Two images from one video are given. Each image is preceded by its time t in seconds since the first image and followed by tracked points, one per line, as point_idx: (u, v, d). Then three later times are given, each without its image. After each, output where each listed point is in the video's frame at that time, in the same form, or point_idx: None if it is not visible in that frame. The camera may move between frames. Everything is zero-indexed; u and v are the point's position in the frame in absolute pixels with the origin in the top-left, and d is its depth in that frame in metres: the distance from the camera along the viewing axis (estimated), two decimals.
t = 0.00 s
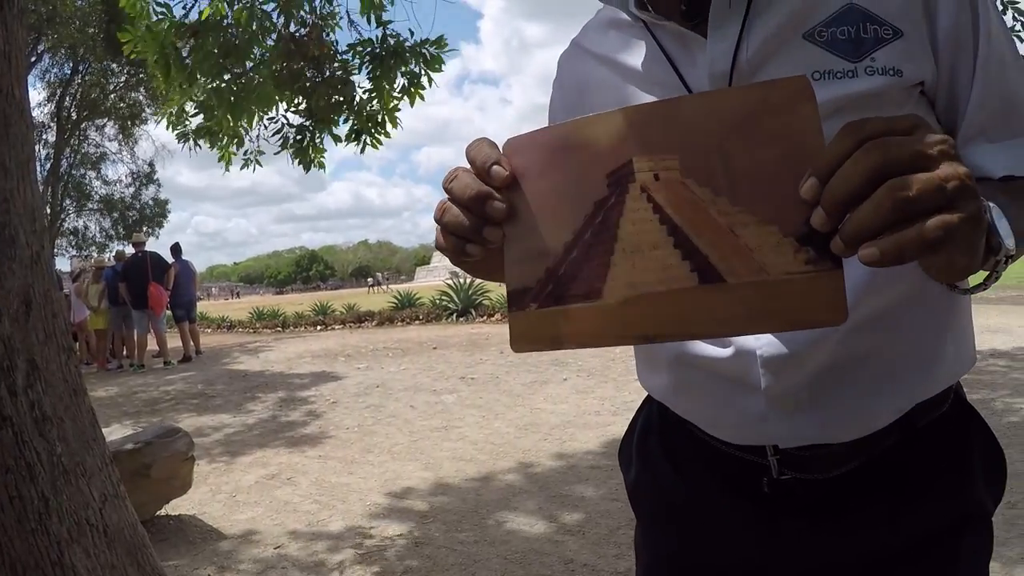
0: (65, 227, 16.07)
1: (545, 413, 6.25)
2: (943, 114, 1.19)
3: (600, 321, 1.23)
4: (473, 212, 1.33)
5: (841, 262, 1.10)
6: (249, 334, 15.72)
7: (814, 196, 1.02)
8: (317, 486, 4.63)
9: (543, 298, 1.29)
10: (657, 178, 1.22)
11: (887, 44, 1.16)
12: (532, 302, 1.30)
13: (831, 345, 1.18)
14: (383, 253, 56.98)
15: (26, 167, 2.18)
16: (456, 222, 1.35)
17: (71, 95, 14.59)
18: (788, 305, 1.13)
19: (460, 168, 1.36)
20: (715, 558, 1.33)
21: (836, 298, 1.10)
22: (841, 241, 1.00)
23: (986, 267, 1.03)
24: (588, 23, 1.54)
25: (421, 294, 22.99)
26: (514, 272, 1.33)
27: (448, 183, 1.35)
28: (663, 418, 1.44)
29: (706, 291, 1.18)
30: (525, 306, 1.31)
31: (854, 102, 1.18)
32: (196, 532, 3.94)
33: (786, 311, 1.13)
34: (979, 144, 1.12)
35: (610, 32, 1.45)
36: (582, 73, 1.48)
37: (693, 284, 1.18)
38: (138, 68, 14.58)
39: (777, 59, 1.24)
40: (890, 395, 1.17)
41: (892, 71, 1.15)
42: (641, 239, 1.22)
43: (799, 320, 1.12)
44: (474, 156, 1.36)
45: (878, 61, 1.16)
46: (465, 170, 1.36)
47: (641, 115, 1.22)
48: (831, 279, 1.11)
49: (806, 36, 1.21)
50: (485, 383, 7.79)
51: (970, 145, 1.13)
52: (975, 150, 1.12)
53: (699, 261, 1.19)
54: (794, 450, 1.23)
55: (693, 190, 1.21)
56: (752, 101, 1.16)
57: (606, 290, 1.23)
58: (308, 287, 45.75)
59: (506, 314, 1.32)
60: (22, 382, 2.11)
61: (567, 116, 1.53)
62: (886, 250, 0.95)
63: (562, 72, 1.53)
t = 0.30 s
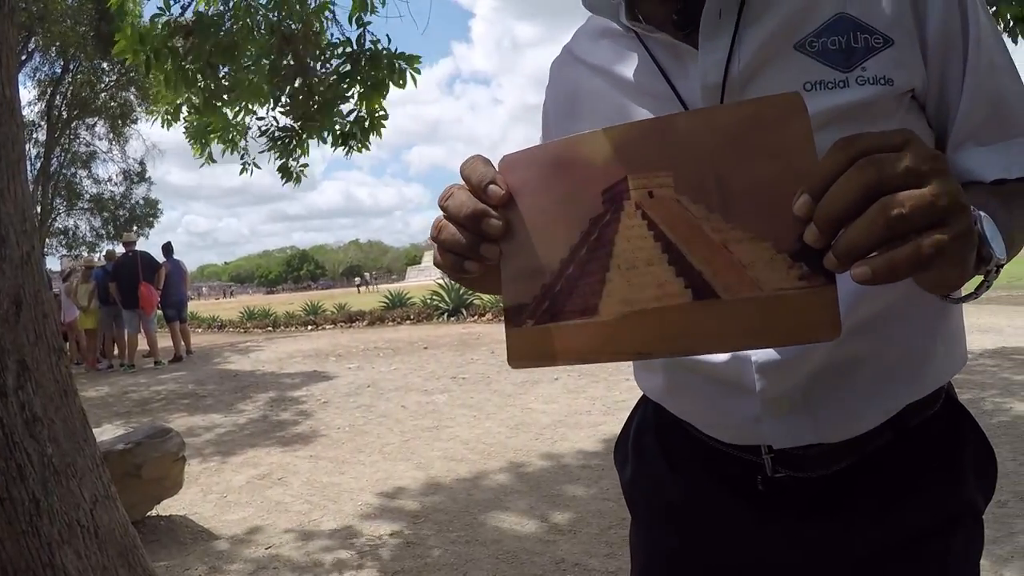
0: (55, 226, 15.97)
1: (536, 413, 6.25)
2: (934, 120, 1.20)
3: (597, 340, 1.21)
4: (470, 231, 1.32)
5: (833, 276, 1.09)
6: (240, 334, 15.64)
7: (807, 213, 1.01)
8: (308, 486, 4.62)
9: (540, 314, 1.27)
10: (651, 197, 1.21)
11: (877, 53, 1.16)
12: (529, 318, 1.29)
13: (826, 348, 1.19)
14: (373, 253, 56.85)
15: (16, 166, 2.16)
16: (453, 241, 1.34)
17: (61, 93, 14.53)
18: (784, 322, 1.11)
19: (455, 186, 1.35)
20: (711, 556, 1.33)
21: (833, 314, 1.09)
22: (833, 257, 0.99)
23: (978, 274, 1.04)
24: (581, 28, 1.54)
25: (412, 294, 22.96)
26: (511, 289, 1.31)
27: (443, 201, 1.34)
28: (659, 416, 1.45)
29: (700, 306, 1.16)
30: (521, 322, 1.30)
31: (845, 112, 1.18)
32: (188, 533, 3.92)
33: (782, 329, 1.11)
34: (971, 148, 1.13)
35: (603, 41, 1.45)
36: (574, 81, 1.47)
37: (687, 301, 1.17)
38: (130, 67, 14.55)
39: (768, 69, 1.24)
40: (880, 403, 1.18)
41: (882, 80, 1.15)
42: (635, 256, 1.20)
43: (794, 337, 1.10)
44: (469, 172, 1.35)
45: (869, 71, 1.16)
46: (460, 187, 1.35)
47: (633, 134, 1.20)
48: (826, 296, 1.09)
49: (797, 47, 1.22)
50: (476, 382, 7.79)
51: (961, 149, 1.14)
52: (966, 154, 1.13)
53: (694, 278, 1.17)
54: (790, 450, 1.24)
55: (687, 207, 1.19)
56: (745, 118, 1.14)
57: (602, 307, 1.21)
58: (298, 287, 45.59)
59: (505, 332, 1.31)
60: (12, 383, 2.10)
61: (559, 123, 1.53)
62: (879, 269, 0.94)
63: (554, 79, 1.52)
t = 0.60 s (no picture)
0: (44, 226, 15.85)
1: (526, 414, 6.25)
2: (924, 124, 1.21)
3: (587, 360, 1.20)
4: (461, 253, 1.32)
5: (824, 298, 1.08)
6: (230, 335, 15.57)
7: (798, 234, 1.00)
8: (299, 488, 4.60)
9: (531, 334, 1.27)
10: (641, 217, 1.20)
11: (868, 62, 1.17)
12: (522, 339, 1.29)
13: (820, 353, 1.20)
14: (363, 253, 56.67)
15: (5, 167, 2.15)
16: (444, 263, 1.35)
17: (51, 93, 14.47)
18: (775, 341, 1.10)
19: (445, 208, 1.36)
20: (703, 560, 1.34)
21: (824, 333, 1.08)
22: (822, 277, 0.99)
23: (967, 285, 1.05)
24: (570, 36, 1.54)
25: (403, 294, 22.92)
26: (501, 310, 1.30)
27: (434, 223, 1.35)
28: (651, 421, 1.45)
29: (691, 327, 1.15)
30: (513, 343, 1.30)
31: (836, 122, 1.18)
32: (178, 536, 3.90)
33: (772, 348, 1.11)
34: (961, 154, 1.15)
35: (593, 51, 1.45)
36: (564, 88, 1.47)
37: (680, 321, 1.15)
38: (120, 67, 14.51)
39: (757, 80, 1.24)
40: (868, 415, 1.19)
41: (873, 89, 1.16)
42: (624, 275, 1.19)
43: (784, 357, 1.10)
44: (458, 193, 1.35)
45: (860, 80, 1.17)
46: (450, 209, 1.35)
47: (622, 154, 1.20)
48: (816, 316, 1.08)
49: (788, 57, 1.22)
50: (467, 383, 7.79)
51: (951, 156, 1.15)
52: (956, 161, 1.14)
53: (685, 297, 1.16)
54: (781, 455, 1.25)
55: (678, 228, 1.18)
56: (734, 138, 1.14)
57: (593, 328, 1.21)
58: (288, 287, 45.40)
59: (498, 352, 1.31)
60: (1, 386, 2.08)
61: (549, 132, 1.52)
62: (867, 291, 0.94)
63: (543, 86, 1.52)
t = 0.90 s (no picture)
0: (32, 227, 15.74)
1: (516, 415, 6.26)
2: (915, 129, 1.22)
3: (580, 371, 1.21)
4: (451, 263, 1.34)
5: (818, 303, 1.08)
6: (219, 336, 15.48)
7: (791, 239, 1.02)
8: (289, 490, 4.58)
9: (523, 344, 1.28)
10: (633, 225, 1.21)
11: (861, 66, 1.18)
12: (513, 349, 1.29)
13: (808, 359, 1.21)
14: (352, 253, 56.50)
15: None
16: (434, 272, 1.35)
17: (40, 93, 14.41)
18: (768, 348, 1.11)
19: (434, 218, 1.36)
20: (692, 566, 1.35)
21: (818, 337, 1.08)
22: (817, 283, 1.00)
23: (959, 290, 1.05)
24: (560, 39, 1.55)
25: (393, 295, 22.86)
26: (491, 320, 1.30)
27: (422, 234, 1.36)
28: (641, 425, 1.46)
29: (684, 335, 1.15)
30: (505, 353, 1.30)
31: (829, 127, 1.19)
32: (168, 538, 3.88)
33: (765, 354, 1.11)
34: (952, 158, 1.16)
35: (582, 53, 1.46)
36: (554, 92, 1.48)
37: (674, 329, 1.16)
38: (109, 67, 14.48)
39: (749, 83, 1.25)
40: (856, 420, 1.20)
41: (866, 93, 1.17)
42: (615, 284, 1.19)
43: (776, 363, 1.10)
44: (445, 203, 1.36)
45: (852, 85, 1.18)
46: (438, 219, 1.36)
47: (614, 161, 1.20)
48: (809, 323, 1.09)
49: (780, 62, 1.23)
50: (457, 384, 7.78)
51: (943, 159, 1.16)
52: (948, 164, 1.15)
53: (678, 307, 1.16)
54: (770, 460, 1.25)
55: (669, 236, 1.19)
56: (725, 145, 1.14)
57: (586, 336, 1.21)
58: (277, 288, 45.21)
59: (489, 363, 1.31)
60: None
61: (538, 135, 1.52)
62: (862, 299, 0.95)
63: (533, 90, 1.52)
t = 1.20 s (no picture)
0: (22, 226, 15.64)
1: (507, 414, 6.26)
2: (907, 129, 1.22)
3: (579, 359, 1.21)
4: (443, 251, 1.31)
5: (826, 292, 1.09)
6: (210, 335, 15.42)
7: (800, 224, 1.02)
8: (280, 490, 4.57)
9: (519, 333, 1.28)
10: (635, 210, 1.21)
11: (858, 61, 1.18)
12: (506, 339, 1.29)
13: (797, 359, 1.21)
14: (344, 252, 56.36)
15: None
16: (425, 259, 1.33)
17: (30, 92, 14.34)
18: (772, 336, 1.12)
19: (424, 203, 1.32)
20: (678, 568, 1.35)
21: (824, 327, 1.09)
22: (827, 269, 1.00)
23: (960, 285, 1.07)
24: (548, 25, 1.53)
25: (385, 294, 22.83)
26: (486, 308, 1.30)
27: (411, 220, 1.32)
28: (624, 427, 1.46)
29: (686, 323, 1.16)
30: (499, 342, 1.29)
31: (823, 120, 1.19)
32: (159, 538, 3.86)
33: (768, 342, 1.12)
34: (945, 160, 1.16)
35: (570, 39, 1.44)
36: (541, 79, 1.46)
37: (676, 318, 1.17)
38: (100, 66, 14.42)
39: (744, 74, 1.24)
40: (848, 417, 1.21)
41: (862, 88, 1.17)
42: (616, 271, 1.21)
43: (780, 352, 1.11)
44: (436, 188, 1.33)
45: (848, 78, 1.17)
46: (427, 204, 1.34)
47: (618, 145, 1.21)
48: (821, 312, 1.09)
49: (776, 51, 1.22)
50: (448, 384, 7.78)
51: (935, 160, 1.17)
52: (942, 165, 1.16)
53: (681, 294, 1.17)
54: (758, 461, 1.26)
55: (673, 221, 1.20)
56: (731, 129, 1.16)
57: (584, 325, 1.22)
58: (267, 287, 45.06)
59: (481, 353, 1.30)
60: None
61: (525, 122, 1.49)
62: (875, 286, 0.95)
63: (519, 77, 1.50)
